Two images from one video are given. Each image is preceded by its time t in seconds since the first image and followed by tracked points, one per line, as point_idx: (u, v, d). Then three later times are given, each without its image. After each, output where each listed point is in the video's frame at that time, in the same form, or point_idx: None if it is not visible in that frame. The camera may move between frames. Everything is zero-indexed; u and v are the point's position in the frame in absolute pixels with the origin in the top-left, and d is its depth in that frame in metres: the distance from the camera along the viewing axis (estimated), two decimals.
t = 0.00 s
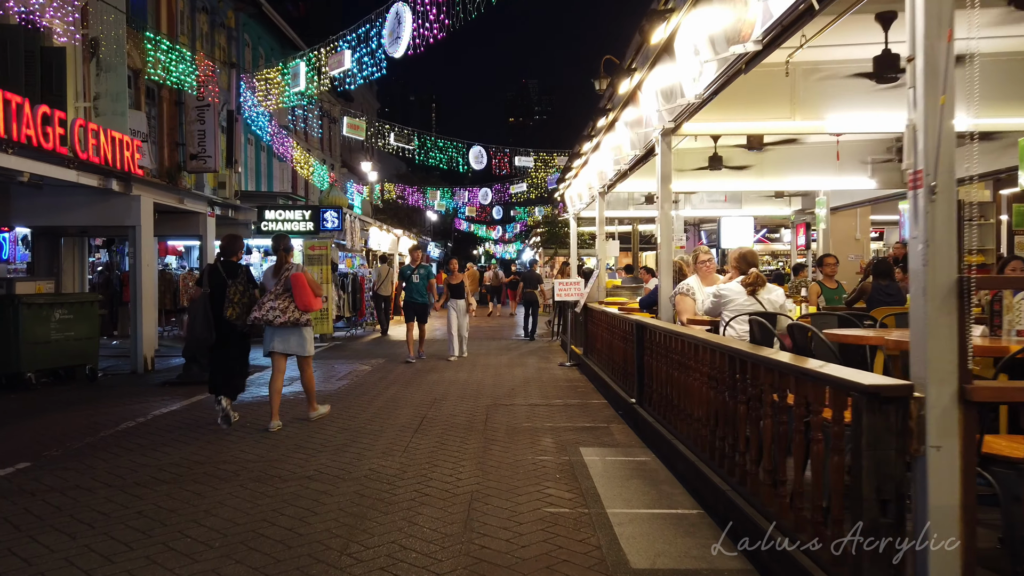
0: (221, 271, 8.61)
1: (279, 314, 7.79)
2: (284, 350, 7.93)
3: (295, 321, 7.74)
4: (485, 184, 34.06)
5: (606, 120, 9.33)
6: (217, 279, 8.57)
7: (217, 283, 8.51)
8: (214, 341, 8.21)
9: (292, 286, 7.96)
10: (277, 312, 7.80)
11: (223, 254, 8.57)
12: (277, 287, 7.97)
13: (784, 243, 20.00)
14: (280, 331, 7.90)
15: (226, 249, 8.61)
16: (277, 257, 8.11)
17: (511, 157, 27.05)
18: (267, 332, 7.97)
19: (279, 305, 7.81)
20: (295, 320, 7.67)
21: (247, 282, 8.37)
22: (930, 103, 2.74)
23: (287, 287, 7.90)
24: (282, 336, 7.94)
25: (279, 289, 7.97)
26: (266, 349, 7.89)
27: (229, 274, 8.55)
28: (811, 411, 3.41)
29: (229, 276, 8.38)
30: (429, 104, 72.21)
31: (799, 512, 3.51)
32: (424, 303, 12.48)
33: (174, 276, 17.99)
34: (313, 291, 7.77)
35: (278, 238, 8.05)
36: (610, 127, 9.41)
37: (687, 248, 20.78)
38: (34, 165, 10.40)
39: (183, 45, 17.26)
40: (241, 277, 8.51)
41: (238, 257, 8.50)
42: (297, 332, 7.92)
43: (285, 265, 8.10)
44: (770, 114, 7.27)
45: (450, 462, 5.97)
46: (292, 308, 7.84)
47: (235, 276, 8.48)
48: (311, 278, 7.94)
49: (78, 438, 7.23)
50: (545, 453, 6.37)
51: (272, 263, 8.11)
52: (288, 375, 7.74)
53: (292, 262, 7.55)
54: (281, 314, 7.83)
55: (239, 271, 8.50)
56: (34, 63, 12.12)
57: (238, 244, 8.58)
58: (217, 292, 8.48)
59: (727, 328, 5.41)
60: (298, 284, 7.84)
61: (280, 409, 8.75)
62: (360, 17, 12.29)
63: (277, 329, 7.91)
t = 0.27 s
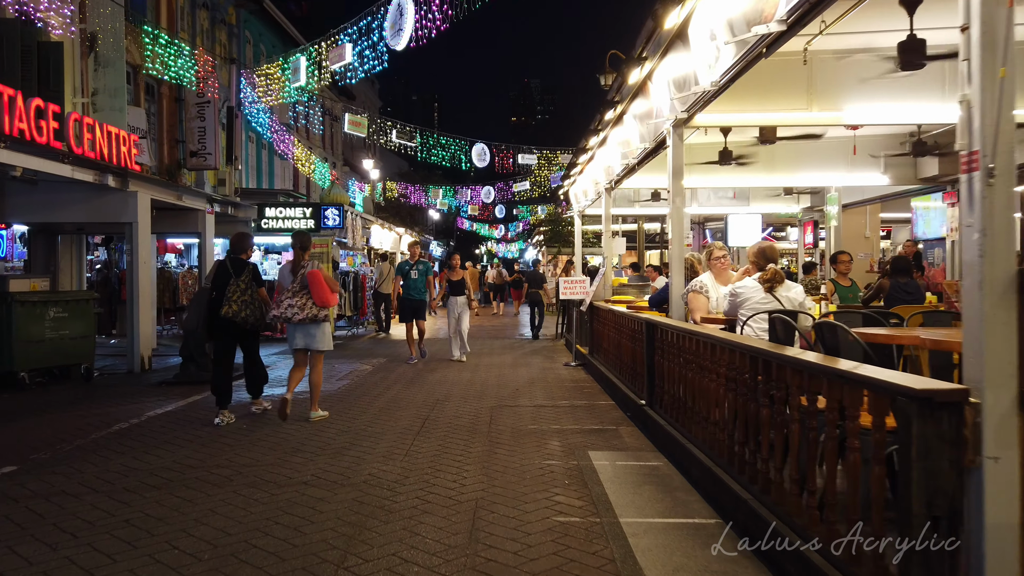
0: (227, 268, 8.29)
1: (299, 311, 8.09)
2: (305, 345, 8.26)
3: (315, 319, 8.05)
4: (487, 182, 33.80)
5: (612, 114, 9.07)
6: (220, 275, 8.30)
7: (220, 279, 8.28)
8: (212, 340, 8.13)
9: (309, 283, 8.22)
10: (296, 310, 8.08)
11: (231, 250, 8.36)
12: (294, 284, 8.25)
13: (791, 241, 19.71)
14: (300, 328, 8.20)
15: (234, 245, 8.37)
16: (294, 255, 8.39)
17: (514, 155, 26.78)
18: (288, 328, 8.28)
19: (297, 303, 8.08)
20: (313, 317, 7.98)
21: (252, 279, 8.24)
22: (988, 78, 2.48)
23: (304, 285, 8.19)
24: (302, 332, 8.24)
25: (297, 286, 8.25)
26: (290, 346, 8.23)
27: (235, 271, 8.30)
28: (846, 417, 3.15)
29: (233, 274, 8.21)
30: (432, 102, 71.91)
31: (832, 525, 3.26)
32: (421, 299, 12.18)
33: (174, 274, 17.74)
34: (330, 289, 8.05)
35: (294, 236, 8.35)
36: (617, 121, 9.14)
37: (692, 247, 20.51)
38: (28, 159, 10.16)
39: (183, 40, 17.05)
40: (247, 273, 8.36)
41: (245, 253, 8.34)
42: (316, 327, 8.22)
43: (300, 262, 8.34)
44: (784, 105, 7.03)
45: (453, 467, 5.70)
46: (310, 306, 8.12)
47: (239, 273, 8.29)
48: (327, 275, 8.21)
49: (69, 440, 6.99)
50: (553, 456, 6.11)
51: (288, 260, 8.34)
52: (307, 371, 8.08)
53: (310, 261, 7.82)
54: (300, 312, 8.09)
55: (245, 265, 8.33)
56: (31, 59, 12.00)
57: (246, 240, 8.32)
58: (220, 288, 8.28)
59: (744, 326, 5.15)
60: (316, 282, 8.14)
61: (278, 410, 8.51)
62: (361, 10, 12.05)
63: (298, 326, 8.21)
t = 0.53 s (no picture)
0: (238, 269, 8.53)
1: (314, 313, 8.13)
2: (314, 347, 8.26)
3: (329, 320, 8.13)
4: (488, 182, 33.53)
5: (616, 110, 8.82)
6: (231, 277, 8.56)
7: (232, 282, 8.54)
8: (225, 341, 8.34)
9: (320, 285, 8.28)
10: (312, 312, 8.13)
11: (242, 252, 8.54)
12: (305, 286, 8.26)
13: (795, 241, 19.47)
14: (310, 330, 8.24)
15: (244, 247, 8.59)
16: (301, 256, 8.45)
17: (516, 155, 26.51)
18: (297, 330, 8.26)
19: (313, 305, 8.13)
20: (329, 318, 8.04)
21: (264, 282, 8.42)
22: None
23: (316, 287, 8.27)
24: (311, 334, 8.25)
25: (308, 288, 8.28)
26: (300, 349, 8.16)
27: (245, 273, 8.51)
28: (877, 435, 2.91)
29: (244, 276, 8.42)
30: (433, 101, 71.66)
31: (860, 553, 3.03)
32: (418, 304, 11.94)
33: (171, 274, 17.52)
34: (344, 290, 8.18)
35: (303, 237, 8.41)
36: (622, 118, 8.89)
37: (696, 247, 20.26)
38: (20, 157, 9.95)
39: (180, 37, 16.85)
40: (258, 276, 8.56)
41: (256, 256, 8.54)
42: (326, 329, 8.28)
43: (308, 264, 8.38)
44: (797, 102, 6.74)
45: (452, 478, 5.46)
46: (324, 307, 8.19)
47: (250, 275, 8.49)
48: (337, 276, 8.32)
49: (57, 447, 6.78)
50: (557, 466, 5.86)
51: (297, 262, 8.36)
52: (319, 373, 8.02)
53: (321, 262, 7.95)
54: (316, 314, 8.14)
55: (256, 268, 8.53)
56: (25, 55, 11.74)
57: (257, 243, 8.49)
58: (232, 291, 8.51)
59: (757, 333, 4.91)
60: (327, 282, 8.23)
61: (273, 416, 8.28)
62: (360, 5, 11.83)
63: (308, 327, 8.24)
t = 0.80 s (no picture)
0: (241, 267, 8.58)
1: (313, 310, 8.43)
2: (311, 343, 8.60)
3: (328, 317, 8.45)
4: (487, 181, 33.22)
5: (618, 103, 8.56)
6: (234, 275, 8.58)
7: (236, 279, 8.57)
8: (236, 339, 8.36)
9: (319, 282, 8.55)
10: (311, 310, 8.44)
11: (244, 249, 8.59)
12: (304, 284, 8.53)
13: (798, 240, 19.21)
14: (309, 326, 8.56)
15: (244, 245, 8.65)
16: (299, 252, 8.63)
17: (515, 153, 26.21)
18: (295, 326, 8.59)
19: (312, 303, 8.43)
20: (329, 316, 8.38)
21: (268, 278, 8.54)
22: None
23: (315, 284, 8.53)
24: (309, 330, 8.58)
25: (307, 285, 8.56)
26: (298, 345, 8.50)
27: (250, 270, 8.58)
28: (908, 445, 2.66)
29: (250, 273, 8.49)
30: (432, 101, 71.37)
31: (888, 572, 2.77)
32: (417, 302, 11.68)
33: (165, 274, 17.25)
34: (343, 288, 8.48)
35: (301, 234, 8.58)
36: (623, 111, 8.64)
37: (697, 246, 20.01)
38: (6, 153, 9.70)
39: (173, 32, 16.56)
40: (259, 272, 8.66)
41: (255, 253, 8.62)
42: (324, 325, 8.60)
43: (307, 261, 8.62)
44: (806, 93, 6.55)
45: (447, 485, 5.20)
46: (323, 304, 8.49)
47: (255, 272, 8.56)
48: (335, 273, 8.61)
49: (37, 452, 6.52)
50: (556, 472, 5.61)
51: (296, 259, 8.54)
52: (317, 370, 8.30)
53: (323, 261, 8.21)
54: (316, 311, 8.45)
55: (258, 265, 8.62)
56: (14, 51, 11.43)
57: (258, 240, 8.64)
58: (238, 288, 8.53)
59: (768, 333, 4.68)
60: (326, 280, 8.50)
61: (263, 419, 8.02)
62: None
63: (307, 323, 8.55)
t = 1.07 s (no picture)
0: (242, 269, 8.54)
1: (310, 309, 8.14)
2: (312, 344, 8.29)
3: (325, 317, 8.14)
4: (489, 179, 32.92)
5: (620, 97, 8.30)
6: (235, 277, 8.52)
7: (237, 281, 8.51)
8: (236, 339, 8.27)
9: (317, 282, 8.29)
10: (308, 309, 8.13)
11: (245, 250, 8.55)
12: (303, 282, 8.29)
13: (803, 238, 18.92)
14: (305, 326, 8.20)
15: (244, 247, 8.62)
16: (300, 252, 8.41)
17: (517, 151, 25.92)
18: (292, 326, 8.22)
19: (310, 301, 8.14)
20: (327, 315, 8.08)
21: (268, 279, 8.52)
22: None
23: (314, 284, 8.26)
24: (306, 331, 8.21)
25: (307, 285, 8.29)
26: (295, 344, 8.18)
27: (250, 272, 8.55)
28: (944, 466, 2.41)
29: (251, 274, 8.45)
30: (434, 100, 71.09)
31: None
32: (415, 303, 11.42)
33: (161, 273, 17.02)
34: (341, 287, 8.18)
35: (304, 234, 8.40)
36: (626, 106, 8.37)
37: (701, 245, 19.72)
38: None
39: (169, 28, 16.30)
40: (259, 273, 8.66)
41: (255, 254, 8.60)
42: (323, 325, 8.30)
43: (308, 262, 8.41)
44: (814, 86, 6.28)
45: (441, 497, 4.94)
46: (320, 304, 8.20)
47: (255, 274, 8.53)
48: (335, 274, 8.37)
49: (18, 459, 6.28)
50: (557, 482, 5.36)
51: (297, 258, 8.34)
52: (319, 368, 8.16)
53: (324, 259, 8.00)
54: (312, 310, 8.14)
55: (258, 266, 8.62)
56: (8, 48, 11.12)
57: (258, 241, 8.60)
58: (238, 289, 8.48)
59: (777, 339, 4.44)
60: (325, 279, 8.24)
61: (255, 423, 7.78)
62: None
63: (304, 324, 8.19)
